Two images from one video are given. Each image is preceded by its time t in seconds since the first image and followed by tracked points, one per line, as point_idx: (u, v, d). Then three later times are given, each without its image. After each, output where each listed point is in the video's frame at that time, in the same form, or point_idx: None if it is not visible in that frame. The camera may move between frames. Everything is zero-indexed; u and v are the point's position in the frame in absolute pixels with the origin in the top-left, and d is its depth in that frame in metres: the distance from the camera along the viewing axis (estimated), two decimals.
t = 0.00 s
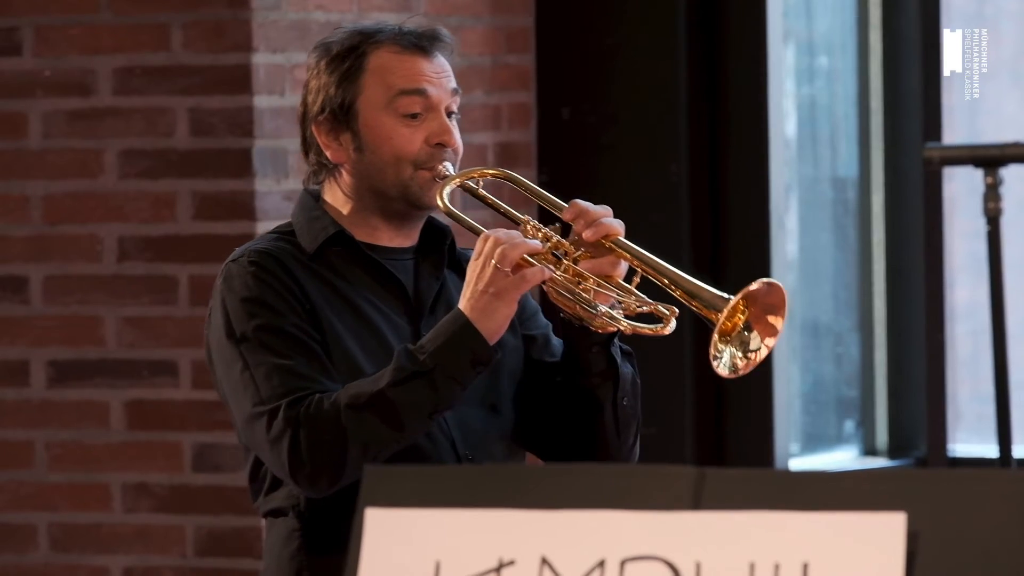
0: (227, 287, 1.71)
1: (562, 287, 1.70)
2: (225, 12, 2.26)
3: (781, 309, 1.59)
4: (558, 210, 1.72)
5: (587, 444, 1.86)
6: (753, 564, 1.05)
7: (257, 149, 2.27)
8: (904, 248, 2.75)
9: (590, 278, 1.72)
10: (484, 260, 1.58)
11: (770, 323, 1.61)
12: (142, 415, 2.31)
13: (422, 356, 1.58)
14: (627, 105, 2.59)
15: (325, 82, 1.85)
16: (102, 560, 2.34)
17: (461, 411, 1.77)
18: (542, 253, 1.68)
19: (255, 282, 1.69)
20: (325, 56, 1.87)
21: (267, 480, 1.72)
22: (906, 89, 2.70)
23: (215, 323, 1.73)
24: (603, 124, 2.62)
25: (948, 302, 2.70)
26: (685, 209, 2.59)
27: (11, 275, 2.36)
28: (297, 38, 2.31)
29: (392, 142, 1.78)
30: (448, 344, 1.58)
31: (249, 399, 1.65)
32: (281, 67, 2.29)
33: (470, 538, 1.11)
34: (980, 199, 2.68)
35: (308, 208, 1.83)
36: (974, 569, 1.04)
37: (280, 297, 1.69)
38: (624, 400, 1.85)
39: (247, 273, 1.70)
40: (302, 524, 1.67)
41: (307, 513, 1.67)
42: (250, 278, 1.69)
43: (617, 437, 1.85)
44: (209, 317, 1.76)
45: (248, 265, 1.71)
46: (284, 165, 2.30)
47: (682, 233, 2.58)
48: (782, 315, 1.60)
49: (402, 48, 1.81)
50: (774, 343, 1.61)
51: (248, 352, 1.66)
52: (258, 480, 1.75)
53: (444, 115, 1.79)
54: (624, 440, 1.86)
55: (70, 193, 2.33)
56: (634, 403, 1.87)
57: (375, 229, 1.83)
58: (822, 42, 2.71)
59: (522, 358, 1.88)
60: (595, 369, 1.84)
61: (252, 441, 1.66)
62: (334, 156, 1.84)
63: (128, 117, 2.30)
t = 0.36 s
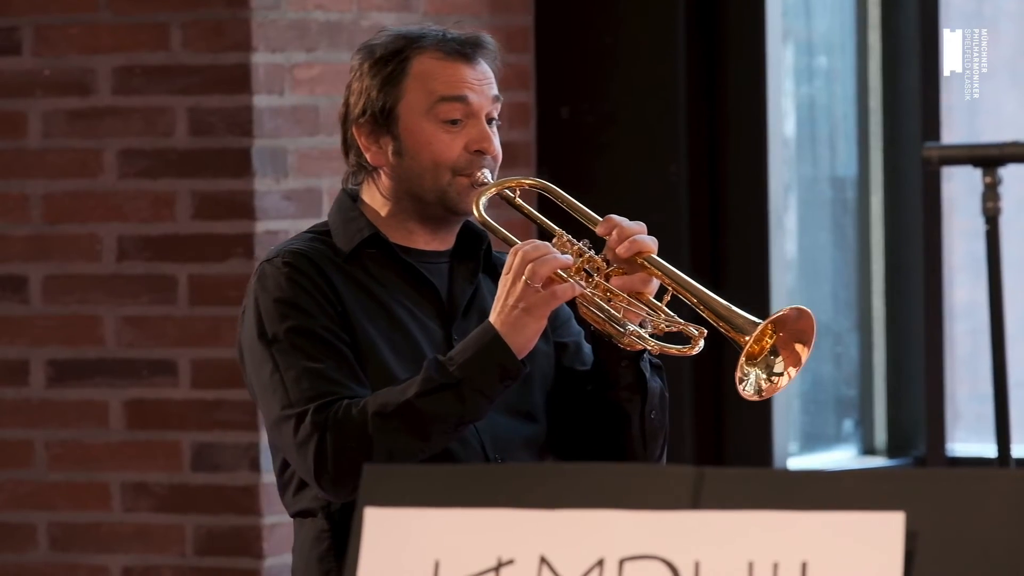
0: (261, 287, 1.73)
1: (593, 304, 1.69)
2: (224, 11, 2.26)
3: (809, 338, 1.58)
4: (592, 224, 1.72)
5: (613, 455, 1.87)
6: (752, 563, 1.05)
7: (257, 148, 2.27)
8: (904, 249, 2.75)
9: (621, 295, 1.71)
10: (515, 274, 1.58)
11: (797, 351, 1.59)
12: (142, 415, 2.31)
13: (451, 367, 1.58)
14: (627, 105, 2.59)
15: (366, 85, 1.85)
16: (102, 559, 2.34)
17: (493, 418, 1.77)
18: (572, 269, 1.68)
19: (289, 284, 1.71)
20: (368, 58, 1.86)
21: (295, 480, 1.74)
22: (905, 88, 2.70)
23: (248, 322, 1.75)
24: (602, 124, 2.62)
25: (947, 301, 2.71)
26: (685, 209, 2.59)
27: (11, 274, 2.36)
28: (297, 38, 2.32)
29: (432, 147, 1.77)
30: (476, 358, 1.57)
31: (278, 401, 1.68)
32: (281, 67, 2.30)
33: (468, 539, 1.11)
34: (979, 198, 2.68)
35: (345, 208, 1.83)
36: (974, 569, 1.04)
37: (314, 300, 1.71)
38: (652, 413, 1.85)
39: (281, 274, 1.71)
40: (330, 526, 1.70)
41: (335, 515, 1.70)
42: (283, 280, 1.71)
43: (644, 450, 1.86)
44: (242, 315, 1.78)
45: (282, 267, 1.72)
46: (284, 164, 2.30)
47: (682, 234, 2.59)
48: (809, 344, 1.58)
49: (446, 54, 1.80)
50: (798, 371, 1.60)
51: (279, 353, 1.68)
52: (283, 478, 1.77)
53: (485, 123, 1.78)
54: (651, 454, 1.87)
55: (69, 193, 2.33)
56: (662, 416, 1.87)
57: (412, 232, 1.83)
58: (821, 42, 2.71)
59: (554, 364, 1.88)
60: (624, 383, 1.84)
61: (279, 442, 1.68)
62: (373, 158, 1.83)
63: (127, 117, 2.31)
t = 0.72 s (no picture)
0: (282, 282, 1.73)
1: (612, 299, 1.67)
2: (222, 10, 2.25)
3: (829, 333, 1.56)
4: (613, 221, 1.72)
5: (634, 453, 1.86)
6: (750, 563, 1.05)
7: (254, 147, 2.27)
8: (901, 248, 2.74)
9: (641, 292, 1.71)
10: (536, 270, 1.57)
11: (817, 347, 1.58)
12: (140, 414, 2.31)
13: (472, 362, 1.58)
14: (625, 104, 2.59)
15: (389, 82, 1.85)
16: (99, 558, 2.34)
17: (512, 416, 1.77)
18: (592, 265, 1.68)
19: (311, 280, 1.70)
20: (391, 55, 1.86)
21: (314, 476, 1.74)
22: (902, 88, 2.70)
23: (269, 318, 1.75)
24: (600, 123, 2.62)
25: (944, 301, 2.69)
26: (683, 208, 2.59)
27: (9, 273, 2.36)
28: (294, 37, 2.31)
29: (454, 145, 1.77)
30: (497, 353, 1.58)
31: (298, 396, 1.67)
32: (278, 66, 2.29)
33: (466, 538, 1.11)
34: (976, 198, 2.65)
35: (367, 206, 1.83)
36: (973, 569, 1.04)
37: (335, 297, 1.70)
38: (673, 411, 1.84)
39: (302, 270, 1.71)
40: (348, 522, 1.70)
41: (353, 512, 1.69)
42: (305, 275, 1.71)
43: (665, 448, 1.85)
44: (264, 312, 1.78)
45: (304, 262, 1.72)
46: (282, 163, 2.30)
47: (681, 233, 2.59)
48: (829, 339, 1.57)
49: (468, 53, 1.79)
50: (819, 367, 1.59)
51: (300, 349, 1.68)
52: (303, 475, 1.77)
53: (507, 121, 1.77)
54: (672, 452, 1.85)
55: (67, 192, 2.33)
56: (683, 413, 1.86)
57: (434, 230, 1.83)
58: (819, 41, 2.70)
59: (576, 362, 1.88)
60: (644, 381, 1.83)
61: (299, 437, 1.68)
62: (395, 156, 1.84)
63: (124, 116, 2.30)
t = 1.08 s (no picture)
0: (284, 283, 1.73)
1: (614, 290, 1.67)
2: (217, 9, 2.25)
3: (831, 315, 1.58)
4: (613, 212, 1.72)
5: (641, 445, 1.85)
6: (745, 561, 1.06)
7: (249, 145, 2.27)
8: (896, 248, 2.74)
9: (643, 282, 1.70)
10: (536, 262, 1.57)
11: (820, 329, 1.59)
12: (135, 412, 2.31)
13: (473, 357, 1.58)
14: (621, 104, 2.59)
15: (387, 81, 1.86)
16: (94, 557, 2.34)
17: (513, 409, 1.77)
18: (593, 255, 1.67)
19: (312, 279, 1.70)
20: (388, 54, 1.87)
21: (320, 475, 1.74)
22: (898, 87, 2.70)
23: (272, 318, 1.75)
24: (596, 122, 2.62)
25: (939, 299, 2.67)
26: (678, 207, 2.59)
27: (4, 271, 2.36)
28: (289, 36, 2.31)
29: (453, 142, 1.77)
30: (498, 348, 1.57)
31: (302, 395, 1.68)
32: (273, 64, 2.29)
33: (463, 535, 1.11)
34: (971, 196, 2.64)
35: (369, 205, 1.83)
36: (968, 568, 1.03)
37: (337, 295, 1.70)
38: (678, 401, 1.84)
39: (304, 270, 1.71)
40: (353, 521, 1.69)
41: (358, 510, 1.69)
42: (306, 275, 1.71)
43: (671, 439, 1.85)
44: (267, 312, 1.78)
45: (305, 262, 1.72)
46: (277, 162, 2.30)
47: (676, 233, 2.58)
48: (831, 321, 1.58)
49: (465, 49, 1.80)
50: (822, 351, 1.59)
51: (303, 348, 1.68)
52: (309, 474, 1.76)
53: (505, 116, 1.77)
54: (679, 442, 1.86)
55: (62, 190, 2.33)
56: (688, 403, 1.86)
57: (434, 228, 1.82)
58: (814, 40, 2.70)
59: (579, 357, 1.87)
60: (647, 371, 1.82)
61: (304, 435, 1.69)
62: (394, 154, 1.84)
63: (120, 114, 2.30)
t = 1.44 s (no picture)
0: (277, 282, 1.74)
1: (606, 299, 1.67)
2: (213, 7, 2.25)
3: (822, 332, 1.56)
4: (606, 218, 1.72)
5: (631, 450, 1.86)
6: (741, 559, 1.06)
7: (246, 144, 2.26)
8: (895, 246, 2.74)
9: (633, 291, 1.69)
10: (526, 270, 1.57)
11: (808, 347, 1.58)
12: (131, 410, 2.31)
13: (463, 363, 1.59)
14: (617, 102, 2.59)
15: (383, 79, 1.85)
16: (90, 555, 2.34)
17: (506, 412, 1.78)
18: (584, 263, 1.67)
19: (304, 280, 1.71)
20: (385, 52, 1.86)
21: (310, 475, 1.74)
22: (896, 86, 2.69)
23: (265, 317, 1.76)
24: (592, 120, 2.62)
25: (936, 298, 2.66)
26: (674, 206, 2.58)
27: None
28: (285, 34, 2.31)
29: (449, 142, 1.76)
30: (488, 354, 1.58)
31: (292, 396, 1.68)
32: (269, 63, 2.29)
33: (454, 534, 1.11)
34: (968, 195, 2.64)
35: (364, 204, 1.83)
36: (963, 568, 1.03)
37: (329, 296, 1.71)
38: (668, 409, 1.82)
39: (296, 270, 1.72)
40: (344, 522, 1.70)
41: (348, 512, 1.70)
42: (298, 275, 1.71)
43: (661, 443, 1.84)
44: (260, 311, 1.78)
45: (297, 262, 1.73)
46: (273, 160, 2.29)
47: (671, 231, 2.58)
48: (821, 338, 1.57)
49: (462, 48, 1.79)
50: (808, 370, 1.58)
51: (294, 349, 1.68)
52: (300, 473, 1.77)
53: (501, 116, 1.77)
54: (670, 447, 1.85)
55: (58, 188, 2.33)
56: (679, 410, 1.84)
57: (429, 227, 1.82)
58: (811, 38, 2.70)
59: (573, 359, 1.87)
60: (637, 378, 1.82)
61: (294, 436, 1.69)
62: (390, 153, 1.83)
63: (115, 113, 2.30)
